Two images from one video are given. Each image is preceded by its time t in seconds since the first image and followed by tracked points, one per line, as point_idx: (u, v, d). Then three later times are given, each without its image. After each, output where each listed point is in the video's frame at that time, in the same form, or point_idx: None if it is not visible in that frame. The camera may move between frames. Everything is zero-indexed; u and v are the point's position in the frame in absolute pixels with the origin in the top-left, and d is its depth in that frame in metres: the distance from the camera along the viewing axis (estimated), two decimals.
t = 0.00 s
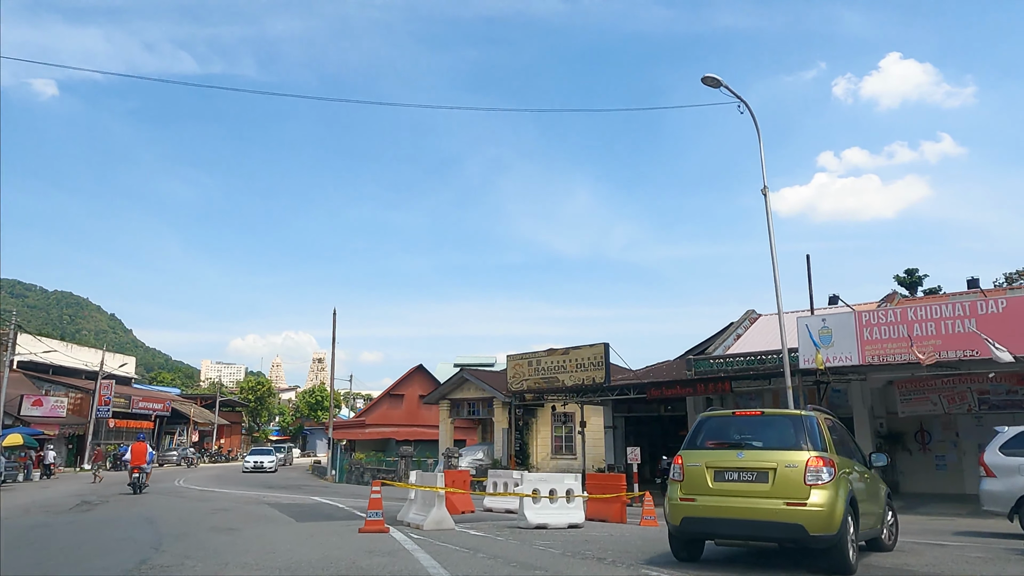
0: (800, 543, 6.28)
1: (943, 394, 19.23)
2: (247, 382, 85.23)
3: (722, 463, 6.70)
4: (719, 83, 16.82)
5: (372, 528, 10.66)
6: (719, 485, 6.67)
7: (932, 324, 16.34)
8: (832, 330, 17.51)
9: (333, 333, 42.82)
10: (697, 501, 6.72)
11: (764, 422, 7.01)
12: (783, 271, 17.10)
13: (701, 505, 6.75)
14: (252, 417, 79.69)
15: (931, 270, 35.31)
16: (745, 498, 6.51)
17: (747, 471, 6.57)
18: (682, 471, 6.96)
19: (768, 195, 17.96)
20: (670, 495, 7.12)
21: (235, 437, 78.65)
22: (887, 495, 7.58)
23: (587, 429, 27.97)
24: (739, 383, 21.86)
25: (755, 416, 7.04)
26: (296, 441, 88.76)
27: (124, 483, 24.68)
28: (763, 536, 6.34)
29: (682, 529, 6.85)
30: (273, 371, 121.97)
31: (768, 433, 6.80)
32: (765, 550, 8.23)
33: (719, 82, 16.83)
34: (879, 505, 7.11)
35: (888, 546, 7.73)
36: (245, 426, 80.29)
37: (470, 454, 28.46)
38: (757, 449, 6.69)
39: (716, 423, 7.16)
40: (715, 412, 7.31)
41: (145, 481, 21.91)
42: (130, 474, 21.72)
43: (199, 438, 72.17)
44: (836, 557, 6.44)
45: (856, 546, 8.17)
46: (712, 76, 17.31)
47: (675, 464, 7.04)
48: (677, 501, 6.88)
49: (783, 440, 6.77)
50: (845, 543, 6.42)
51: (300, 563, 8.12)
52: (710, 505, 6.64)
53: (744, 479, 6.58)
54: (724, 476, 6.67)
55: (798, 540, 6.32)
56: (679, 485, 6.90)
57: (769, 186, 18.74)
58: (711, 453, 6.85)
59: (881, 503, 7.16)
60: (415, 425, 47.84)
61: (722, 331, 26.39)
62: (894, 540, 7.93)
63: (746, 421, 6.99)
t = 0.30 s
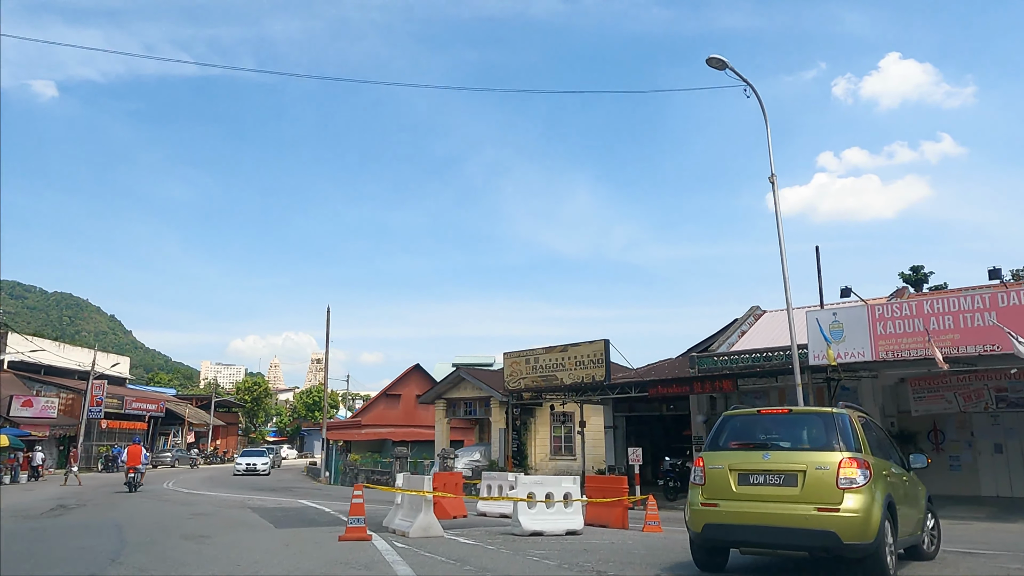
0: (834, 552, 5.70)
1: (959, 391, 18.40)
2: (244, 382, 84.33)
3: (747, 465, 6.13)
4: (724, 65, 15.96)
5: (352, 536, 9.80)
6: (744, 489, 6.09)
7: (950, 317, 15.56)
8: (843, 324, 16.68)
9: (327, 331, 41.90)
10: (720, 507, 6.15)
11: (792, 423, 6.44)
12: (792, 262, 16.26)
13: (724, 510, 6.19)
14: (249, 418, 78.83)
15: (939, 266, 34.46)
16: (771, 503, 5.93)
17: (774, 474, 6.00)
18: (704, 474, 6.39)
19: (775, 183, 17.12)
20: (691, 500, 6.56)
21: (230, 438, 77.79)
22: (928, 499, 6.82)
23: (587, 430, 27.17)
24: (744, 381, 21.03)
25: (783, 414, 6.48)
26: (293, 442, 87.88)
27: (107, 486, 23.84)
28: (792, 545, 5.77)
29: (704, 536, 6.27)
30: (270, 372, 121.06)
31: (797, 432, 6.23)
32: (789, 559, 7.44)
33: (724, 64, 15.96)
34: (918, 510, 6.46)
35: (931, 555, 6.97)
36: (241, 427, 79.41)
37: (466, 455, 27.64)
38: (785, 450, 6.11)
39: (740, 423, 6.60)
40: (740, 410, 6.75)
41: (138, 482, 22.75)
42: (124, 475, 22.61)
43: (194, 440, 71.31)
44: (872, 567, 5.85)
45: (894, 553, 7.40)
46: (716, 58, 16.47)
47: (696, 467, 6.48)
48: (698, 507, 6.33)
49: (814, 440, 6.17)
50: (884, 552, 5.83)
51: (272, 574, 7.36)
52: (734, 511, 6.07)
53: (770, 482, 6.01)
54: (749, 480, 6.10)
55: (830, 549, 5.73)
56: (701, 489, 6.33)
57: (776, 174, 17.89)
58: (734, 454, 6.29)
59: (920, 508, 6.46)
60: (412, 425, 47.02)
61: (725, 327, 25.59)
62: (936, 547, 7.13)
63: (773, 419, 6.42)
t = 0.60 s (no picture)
0: (870, 561, 5.14)
1: (973, 388, 17.58)
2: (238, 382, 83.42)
3: (773, 466, 5.57)
4: (727, 45, 15.16)
5: (327, 544, 9.02)
6: (770, 492, 5.53)
7: (964, 309, 14.78)
8: (851, 318, 15.92)
9: (318, 329, 41.04)
10: (744, 512, 5.60)
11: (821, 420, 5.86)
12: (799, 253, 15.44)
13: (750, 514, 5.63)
14: (243, 418, 77.95)
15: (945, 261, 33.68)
16: (799, 508, 5.38)
17: (802, 476, 5.44)
18: (726, 476, 5.83)
19: (779, 170, 16.34)
20: (712, 504, 6.00)
21: (224, 439, 76.83)
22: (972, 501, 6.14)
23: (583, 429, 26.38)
24: (747, 377, 20.28)
25: (811, 411, 5.90)
26: (288, 443, 87.00)
27: (85, 490, 22.99)
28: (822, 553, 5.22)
29: (726, 544, 5.71)
30: (266, 373, 120.40)
31: (828, 430, 5.65)
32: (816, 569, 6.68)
33: (727, 44, 15.17)
34: (963, 513, 5.81)
35: (976, 562, 6.22)
36: (235, 428, 78.51)
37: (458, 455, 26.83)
38: (815, 449, 5.54)
39: (764, 420, 6.02)
40: (765, 407, 6.17)
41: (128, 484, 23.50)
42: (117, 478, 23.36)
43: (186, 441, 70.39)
44: None
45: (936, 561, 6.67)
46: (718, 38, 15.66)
47: (718, 468, 5.93)
48: (719, 511, 5.77)
49: (846, 438, 5.59)
50: (926, 558, 5.24)
51: None
52: (759, 516, 5.52)
53: (799, 484, 5.45)
54: (776, 482, 5.54)
55: (865, 558, 5.16)
56: (723, 492, 5.77)
57: (781, 161, 17.09)
58: (759, 454, 5.72)
59: (964, 511, 5.78)
60: (406, 425, 46.25)
61: (726, 323, 24.80)
62: (982, 555, 6.40)
63: (801, 417, 5.84)
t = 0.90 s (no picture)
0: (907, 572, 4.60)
1: (981, 385, 16.82)
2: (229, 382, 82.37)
3: (801, 468, 5.04)
4: (725, 25, 14.41)
5: (293, 555, 8.20)
6: (796, 496, 5.02)
7: (976, 302, 14.09)
8: (856, 311, 15.24)
9: (307, 328, 40.16)
10: (768, 517, 5.09)
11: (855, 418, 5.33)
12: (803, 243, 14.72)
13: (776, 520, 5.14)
14: (234, 419, 76.97)
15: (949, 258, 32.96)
16: (829, 513, 4.86)
17: (833, 479, 4.91)
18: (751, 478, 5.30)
19: (780, 156, 15.59)
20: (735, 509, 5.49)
21: (213, 440, 75.75)
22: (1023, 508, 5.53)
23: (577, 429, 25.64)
24: (746, 374, 19.54)
25: (844, 409, 5.37)
26: (280, 444, 85.98)
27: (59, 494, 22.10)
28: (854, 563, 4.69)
29: (751, 552, 5.20)
30: (260, 373, 119.35)
31: (861, 429, 5.12)
32: None
33: (725, 24, 14.42)
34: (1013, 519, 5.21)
35: None
36: (226, 429, 77.48)
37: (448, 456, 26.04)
38: (846, 449, 5.02)
39: (792, 418, 5.49)
40: (793, 405, 5.64)
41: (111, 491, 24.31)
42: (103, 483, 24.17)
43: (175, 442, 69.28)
44: None
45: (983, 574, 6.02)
46: (716, 17, 14.89)
47: (741, 469, 5.43)
48: (742, 517, 5.26)
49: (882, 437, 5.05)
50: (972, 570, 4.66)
51: None
52: (786, 522, 5.00)
53: (829, 488, 4.92)
54: (803, 484, 5.03)
55: (902, 569, 4.60)
56: (747, 496, 5.25)
57: (782, 148, 16.33)
58: (786, 455, 5.18)
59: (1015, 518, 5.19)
60: (397, 425, 45.52)
61: (723, 320, 24.06)
62: None
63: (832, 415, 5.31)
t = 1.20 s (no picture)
0: None
1: (984, 380, 16.17)
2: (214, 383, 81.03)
3: (830, 472, 4.94)
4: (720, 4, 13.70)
5: (249, 567, 7.43)
6: (825, 501, 4.90)
7: (982, 293, 13.46)
8: (856, 304, 14.59)
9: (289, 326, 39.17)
10: (796, 523, 4.98)
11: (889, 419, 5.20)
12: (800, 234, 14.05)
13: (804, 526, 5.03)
14: (219, 420, 75.68)
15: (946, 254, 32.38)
16: (860, 520, 4.73)
17: (864, 483, 4.79)
18: (777, 482, 5.21)
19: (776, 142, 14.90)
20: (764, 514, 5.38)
21: (198, 441, 74.45)
22: None
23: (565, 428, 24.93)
24: (740, 371, 18.89)
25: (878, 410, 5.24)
26: (266, 445, 84.70)
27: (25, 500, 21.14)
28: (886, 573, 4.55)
29: (779, 561, 5.09)
30: (247, 373, 117.91)
31: (895, 429, 5.00)
32: None
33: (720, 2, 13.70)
34: None
35: None
36: (211, 430, 76.16)
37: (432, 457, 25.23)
38: (879, 452, 4.89)
39: (822, 418, 5.40)
40: (822, 404, 5.55)
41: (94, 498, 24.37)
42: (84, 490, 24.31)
43: (158, 444, 68.04)
44: None
45: None
46: None
47: (768, 473, 5.33)
48: (770, 523, 5.15)
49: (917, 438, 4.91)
50: None
51: None
52: (815, 529, 4.88)
53: (859, 493, 4.81)
54: (833, 490, 4.91)
55: None
56: (774, 500, 5.16)
57: (778, 134, 15.65)
58: (814, 457, 5.09)
59: None
60: (382, 426, 44.81)
61: (715, 316, 23.43)
62: None
63: (865, 414, 5.20)
